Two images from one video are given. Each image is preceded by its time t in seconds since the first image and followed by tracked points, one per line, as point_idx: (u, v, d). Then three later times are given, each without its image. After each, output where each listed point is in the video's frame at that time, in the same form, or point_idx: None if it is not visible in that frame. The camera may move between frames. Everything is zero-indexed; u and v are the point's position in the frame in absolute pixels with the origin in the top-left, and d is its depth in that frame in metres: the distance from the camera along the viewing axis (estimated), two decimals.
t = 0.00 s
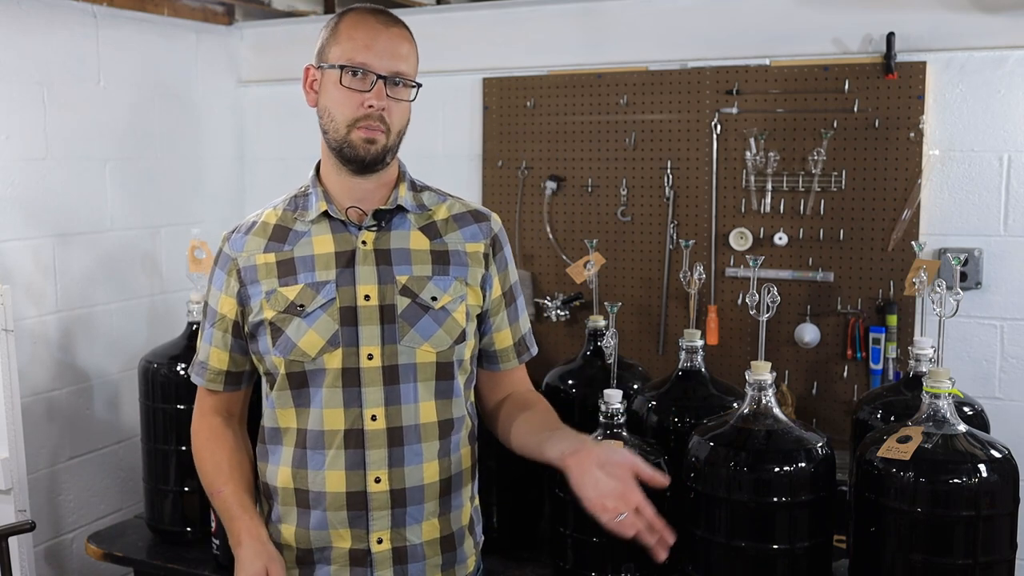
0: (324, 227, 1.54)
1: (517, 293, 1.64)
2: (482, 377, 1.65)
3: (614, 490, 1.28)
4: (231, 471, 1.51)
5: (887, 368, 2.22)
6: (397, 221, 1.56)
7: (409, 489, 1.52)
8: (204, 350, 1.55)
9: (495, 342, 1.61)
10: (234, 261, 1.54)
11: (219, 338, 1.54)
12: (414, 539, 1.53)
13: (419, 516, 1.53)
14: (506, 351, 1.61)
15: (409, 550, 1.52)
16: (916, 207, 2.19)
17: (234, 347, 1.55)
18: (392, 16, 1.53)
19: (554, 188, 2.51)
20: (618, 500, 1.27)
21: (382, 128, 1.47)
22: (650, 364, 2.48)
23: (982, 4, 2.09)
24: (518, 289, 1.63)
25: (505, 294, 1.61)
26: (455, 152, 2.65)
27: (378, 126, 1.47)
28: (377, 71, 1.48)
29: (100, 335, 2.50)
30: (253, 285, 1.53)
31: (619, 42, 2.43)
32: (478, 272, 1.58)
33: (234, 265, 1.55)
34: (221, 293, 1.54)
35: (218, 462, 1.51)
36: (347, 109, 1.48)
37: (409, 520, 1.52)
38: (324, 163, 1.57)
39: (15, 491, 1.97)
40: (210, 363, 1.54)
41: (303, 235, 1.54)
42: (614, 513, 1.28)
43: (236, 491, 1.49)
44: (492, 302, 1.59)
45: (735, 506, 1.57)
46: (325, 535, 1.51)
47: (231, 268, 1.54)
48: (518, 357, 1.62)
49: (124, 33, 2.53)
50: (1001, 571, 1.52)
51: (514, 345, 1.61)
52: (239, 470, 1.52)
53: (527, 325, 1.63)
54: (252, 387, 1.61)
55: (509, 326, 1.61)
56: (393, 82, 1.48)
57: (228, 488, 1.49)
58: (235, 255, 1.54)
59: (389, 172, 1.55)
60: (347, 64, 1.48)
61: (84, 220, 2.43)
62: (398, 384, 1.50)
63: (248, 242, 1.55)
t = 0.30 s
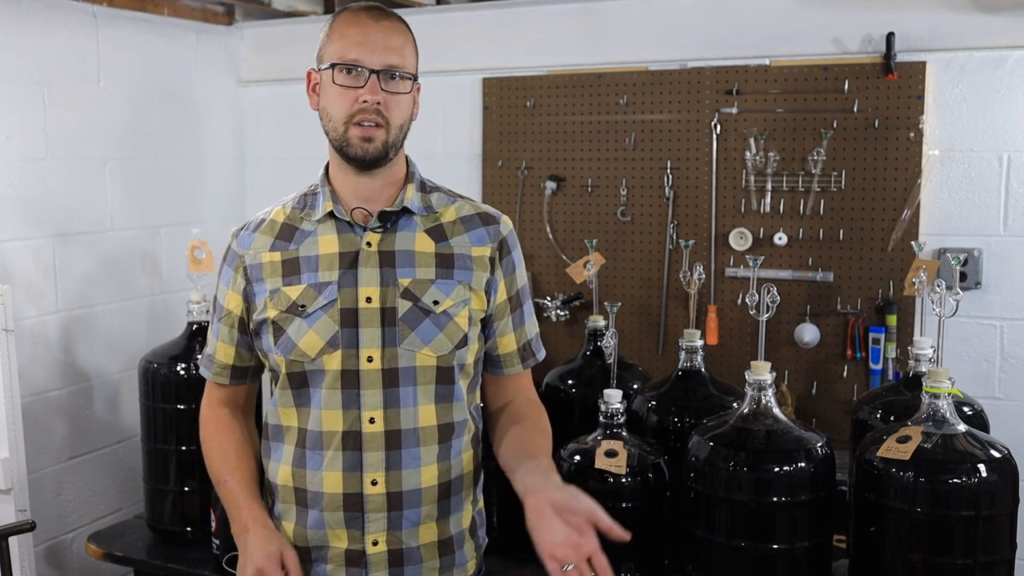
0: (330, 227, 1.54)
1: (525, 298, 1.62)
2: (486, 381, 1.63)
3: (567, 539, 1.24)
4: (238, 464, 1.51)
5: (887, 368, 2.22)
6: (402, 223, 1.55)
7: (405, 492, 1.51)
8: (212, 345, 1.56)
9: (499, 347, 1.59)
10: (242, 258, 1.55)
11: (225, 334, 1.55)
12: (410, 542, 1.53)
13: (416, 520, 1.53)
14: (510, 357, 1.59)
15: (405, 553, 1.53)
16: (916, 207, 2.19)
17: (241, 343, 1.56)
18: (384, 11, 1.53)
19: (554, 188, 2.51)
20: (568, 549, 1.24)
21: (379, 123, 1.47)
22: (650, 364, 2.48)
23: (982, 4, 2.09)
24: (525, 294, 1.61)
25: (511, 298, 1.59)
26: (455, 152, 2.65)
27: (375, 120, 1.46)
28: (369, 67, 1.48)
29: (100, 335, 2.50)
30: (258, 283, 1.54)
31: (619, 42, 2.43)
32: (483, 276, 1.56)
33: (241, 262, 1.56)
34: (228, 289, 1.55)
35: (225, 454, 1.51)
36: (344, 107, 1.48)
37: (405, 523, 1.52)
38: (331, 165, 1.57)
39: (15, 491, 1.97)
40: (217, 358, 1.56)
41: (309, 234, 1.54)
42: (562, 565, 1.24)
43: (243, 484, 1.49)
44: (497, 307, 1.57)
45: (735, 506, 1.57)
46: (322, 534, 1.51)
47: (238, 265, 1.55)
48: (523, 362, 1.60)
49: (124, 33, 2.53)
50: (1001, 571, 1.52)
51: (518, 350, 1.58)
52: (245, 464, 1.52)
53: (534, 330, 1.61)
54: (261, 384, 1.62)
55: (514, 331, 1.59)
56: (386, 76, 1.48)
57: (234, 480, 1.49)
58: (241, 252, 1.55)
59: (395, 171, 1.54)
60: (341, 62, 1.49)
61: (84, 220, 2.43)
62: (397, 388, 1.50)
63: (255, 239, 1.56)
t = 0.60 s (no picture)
0: (328, 226, 1.54)
1: (532, 300, 1.57)
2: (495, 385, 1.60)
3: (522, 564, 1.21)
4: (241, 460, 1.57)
5: (887, 368, 2.22)
6: (400, 223, 1.53)
7: (393, 495, 1.50)
8: (223, 341, 1.60)
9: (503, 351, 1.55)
10: (247, 256, 1.58)
11: (233, 331, 1.58)
12: (398, 546, 1.52)
13: (404, 523, 1.51)
14: (515, 361, 1.54)
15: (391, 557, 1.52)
16: (916, 207, 2.19)
17: (248, 340, 1.58)
18: (366, 7, 1.52)
19: (554, 188, 2.51)
20: None
21: (363, 120, 1.46)
22: (650, 364, 2.48)
23: (982, 4, 2.09)
24: (530, 297, 1.56)
25: (513, 301, 1.54)
26: (455, 152, 2.65)
27: (359, 119, 1.46)
28: (349, 66, 1.48)
29: (100, 335, 2.50)
30: (260, 281, 1.56)
31: (619, 42, 2.43)
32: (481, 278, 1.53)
33: (247, 260, 1.58)
34: (235, 287, 1.58)
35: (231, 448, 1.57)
36: (329, 109, 1.48)
37: (392, 526, 1.51)
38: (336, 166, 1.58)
39: (15, 491, 1.97)
40: (226, 354, 1.59)
41: (309, 233, 1.55)
42: None
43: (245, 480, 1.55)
44: (497, 310, 1.53)
45: (735, 506, 1.57)
46: (312, 532, 1.52)
47: (244, 263, 1.58)
48: (529, 366, 1.55)
49: (123, 33, 2.53)
50: (1001, 571, 1.52)
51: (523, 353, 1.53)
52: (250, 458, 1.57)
53: (542, 334, 1.55)
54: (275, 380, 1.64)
55: (517, 335, 1.54)
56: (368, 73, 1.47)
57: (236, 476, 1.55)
58: (246, 251, 1.58)
59: (395, 170, 1.53)
60: (323, 65, 1.49)
61: (84, 220, 2.43)
62: (387, 389, 1.49)
63: (260, 238, 1.58)
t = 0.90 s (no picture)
0: (325, 227, 1.51)
1: (531, 302, 1.48)
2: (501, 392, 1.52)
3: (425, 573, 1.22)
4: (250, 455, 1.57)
5: (887, 368, 2.22)
6: (393, 223, 1.49)
7: (381, 498, 1.46)
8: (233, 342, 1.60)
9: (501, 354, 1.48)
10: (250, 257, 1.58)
11: (240, 331, 1.58)
12: (386, 549, 1.48)
13: (393, 527, 1.48)
14: (514, 365, 1.47)
15: (381, 559, 1.49)
16: (916, 207, 2.19)
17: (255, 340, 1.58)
18: (344, 6, 1.48)
19: (554, 188, 2.51)
20: None
21: (344, 122, 1.43)
22: (650, 364, 2.48)
23: (982, 4, 2.09)
24: (528, 298, 1.47)
25: (507, 302, 1.46)
26: (455, 152, 2.66)
27: (339, 120, 1.43)
28: (326, 67, 1.44)
29: (100, 335, 2.50)
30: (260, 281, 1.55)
31: (619, 42, 2.43)
32: (472, 278, 1.46)
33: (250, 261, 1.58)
34: (240, 287, 1.59)
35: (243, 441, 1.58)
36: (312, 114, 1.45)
37: (380, 528, 1.47)
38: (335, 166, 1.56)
39: (15, 491, 1.97)
40: (236, 354, 1.60)
41: (307, 234, 1.53)
42: None
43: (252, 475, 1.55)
44: (489, 311, 1.46)
45: (735, 506, 1.57)
46: (305, 531, 1.50)
47: (247, 263, 1.58)
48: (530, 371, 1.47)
49: (123, 33, 2.53)
50: (1001, 571, 1.52)
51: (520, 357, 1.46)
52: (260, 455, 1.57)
53: (543, 338, 1.46)
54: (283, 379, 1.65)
55: (514, 337, 1.47)
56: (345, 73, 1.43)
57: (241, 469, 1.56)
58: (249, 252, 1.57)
59: (387, 168, 1.50)
60: (302, 69, 1.46)
61: (84, 220, 2.43)
62: (376, 392, 1.45)
63: (262, 240, 1.57)
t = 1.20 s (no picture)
0: (317, 226, 1.48)
1: (520, 301, 1.41)
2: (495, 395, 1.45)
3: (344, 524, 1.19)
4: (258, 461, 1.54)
5: (887, 368, 2.22)
6: (380, 221, 1.44)
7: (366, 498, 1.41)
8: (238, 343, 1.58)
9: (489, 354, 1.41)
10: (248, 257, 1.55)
11: (244, 332, 1.56)
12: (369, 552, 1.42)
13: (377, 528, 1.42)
14: (502, 365, 1.40)
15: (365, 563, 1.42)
16: (916, 207, 2.19)
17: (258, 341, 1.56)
18: (294, 18, 1.40)
19: (554, 188, 2.51)
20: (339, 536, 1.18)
21: (304, 143, 1.37)
22: (650, 364, 2.48)
23: (982, 4, 2.09)
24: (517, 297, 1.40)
25: (493, 302, 1.40)
26: (455, 152, 2.66)
27: (299, 142, 1.37)
28: (279, 88, 1.38)
29: (100, 335, 2.50)
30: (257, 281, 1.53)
31: (619, 42, 2.43)
32: (457, 276, 1.40)
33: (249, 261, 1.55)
34: (242, 288, 1.56)
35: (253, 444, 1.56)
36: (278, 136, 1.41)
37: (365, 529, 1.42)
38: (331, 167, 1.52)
39: (15, 491, 1.97)
40: (241, 355, 1.58)
41: (300, 234, 1.49)
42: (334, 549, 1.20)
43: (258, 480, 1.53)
44: (475, 310, 1.39)
45: (735, 505, 1.57)
46: (291, 531, 1.45)
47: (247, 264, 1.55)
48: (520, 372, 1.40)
49: (123, 33, 2.53)
50: (1001, 571, 1.52)
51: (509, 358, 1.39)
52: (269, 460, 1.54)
53: (532, 338, 1.40)
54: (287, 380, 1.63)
55: (500, 336, 1.40)
56: (294, 92, 1.36)
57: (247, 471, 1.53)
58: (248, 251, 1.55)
59: (373, 168, 1.44)
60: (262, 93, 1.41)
61: (85, 220, 2.43)
62: (361, 391, 1.40)
63: (260, 240, 1.55)
